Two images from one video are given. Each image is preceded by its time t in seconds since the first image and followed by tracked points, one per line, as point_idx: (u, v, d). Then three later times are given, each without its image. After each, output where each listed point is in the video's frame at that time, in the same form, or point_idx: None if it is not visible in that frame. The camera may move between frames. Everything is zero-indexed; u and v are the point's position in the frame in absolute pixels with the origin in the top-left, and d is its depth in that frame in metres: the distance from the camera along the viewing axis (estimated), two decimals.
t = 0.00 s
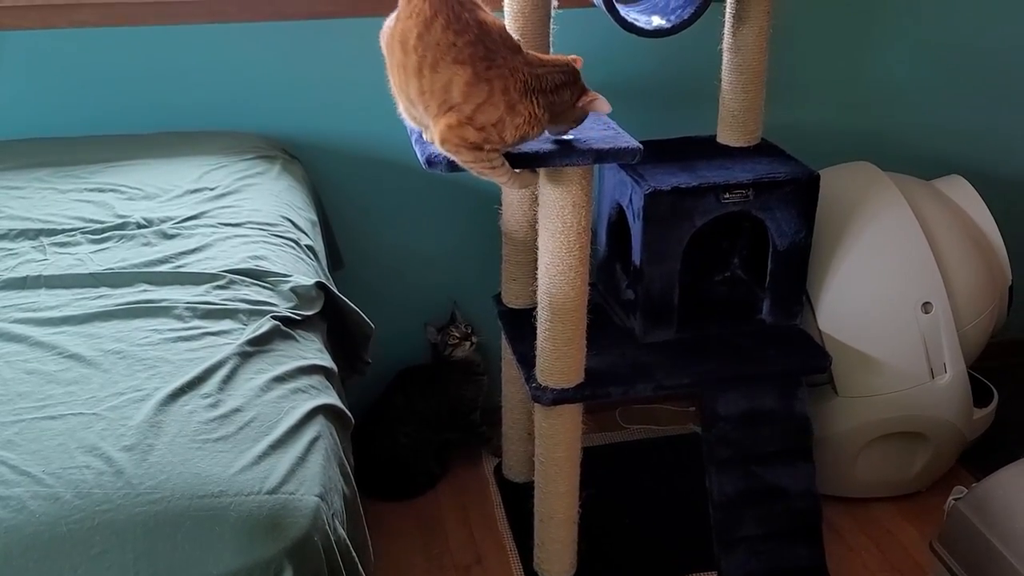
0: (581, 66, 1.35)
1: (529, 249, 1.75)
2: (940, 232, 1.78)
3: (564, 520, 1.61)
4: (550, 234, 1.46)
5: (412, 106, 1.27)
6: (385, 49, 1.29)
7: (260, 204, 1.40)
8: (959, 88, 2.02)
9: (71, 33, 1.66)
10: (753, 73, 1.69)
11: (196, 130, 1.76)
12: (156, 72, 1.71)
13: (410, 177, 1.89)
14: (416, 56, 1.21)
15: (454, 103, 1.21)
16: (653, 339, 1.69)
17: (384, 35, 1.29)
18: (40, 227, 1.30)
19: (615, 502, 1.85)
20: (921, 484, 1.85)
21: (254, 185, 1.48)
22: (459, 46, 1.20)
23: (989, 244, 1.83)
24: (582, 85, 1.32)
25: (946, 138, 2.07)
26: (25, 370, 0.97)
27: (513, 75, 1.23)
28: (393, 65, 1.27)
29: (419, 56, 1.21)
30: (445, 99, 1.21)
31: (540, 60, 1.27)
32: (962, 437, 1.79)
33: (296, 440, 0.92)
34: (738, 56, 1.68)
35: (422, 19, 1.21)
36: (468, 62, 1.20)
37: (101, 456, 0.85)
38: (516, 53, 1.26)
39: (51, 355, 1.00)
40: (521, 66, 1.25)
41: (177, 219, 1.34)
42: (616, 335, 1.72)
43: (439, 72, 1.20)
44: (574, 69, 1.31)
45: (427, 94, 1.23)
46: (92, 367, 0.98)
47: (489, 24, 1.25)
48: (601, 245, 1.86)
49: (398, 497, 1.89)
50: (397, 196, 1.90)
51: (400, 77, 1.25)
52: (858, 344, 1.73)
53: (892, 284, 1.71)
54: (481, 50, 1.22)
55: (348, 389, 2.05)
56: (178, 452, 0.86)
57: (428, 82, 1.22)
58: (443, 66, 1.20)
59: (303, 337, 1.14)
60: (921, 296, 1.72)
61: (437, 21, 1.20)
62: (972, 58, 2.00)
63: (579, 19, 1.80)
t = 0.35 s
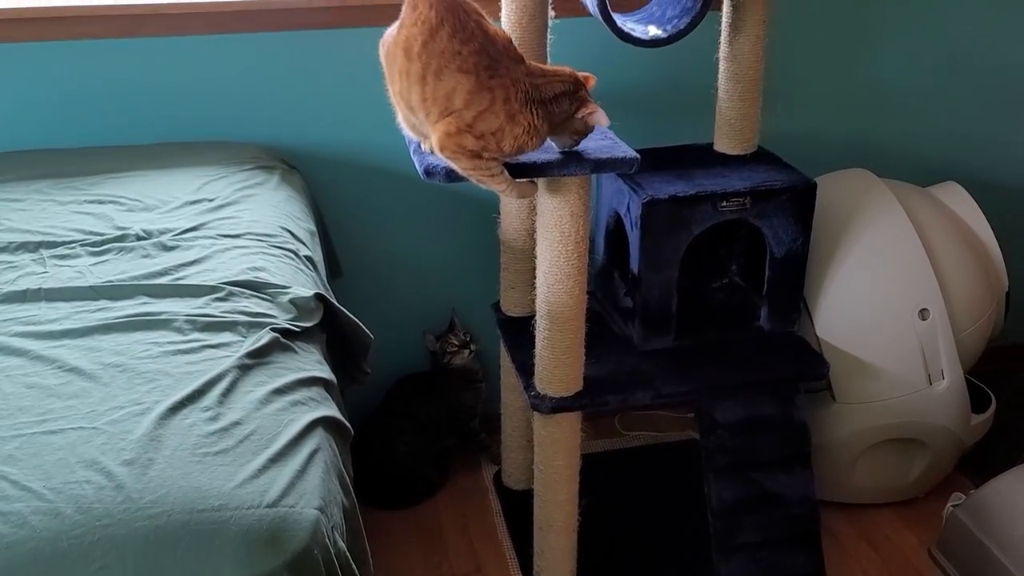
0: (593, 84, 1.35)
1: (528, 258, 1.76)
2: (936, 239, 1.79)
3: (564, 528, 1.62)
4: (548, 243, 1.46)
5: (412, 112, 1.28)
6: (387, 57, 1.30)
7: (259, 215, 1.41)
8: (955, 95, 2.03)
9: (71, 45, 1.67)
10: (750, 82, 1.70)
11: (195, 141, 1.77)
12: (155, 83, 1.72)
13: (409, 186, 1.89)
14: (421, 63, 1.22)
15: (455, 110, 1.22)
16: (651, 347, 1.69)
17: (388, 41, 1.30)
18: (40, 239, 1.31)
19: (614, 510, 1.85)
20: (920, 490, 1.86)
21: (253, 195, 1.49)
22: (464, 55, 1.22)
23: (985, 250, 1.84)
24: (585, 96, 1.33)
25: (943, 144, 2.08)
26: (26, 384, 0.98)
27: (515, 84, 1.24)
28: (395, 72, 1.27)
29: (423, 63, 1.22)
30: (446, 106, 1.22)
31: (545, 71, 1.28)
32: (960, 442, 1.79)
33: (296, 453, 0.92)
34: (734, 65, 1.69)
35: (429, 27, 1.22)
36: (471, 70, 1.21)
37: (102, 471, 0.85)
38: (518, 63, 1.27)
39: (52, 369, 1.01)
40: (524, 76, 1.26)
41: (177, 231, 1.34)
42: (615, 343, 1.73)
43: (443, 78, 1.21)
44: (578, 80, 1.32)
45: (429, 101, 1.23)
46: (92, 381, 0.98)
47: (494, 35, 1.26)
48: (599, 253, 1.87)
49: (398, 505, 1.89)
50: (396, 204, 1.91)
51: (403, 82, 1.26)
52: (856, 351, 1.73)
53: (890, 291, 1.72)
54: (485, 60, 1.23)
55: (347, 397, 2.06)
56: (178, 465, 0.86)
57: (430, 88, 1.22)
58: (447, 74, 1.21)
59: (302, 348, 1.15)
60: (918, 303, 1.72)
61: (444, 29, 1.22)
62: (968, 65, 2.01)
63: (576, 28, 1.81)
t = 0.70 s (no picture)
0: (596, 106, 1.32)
1: (527, 261, 1.76)
2: (935, 242, 1.79)
3: (563, 531, 1.61)
4: (547, 246, 1.46)
5: (406, 113, 1.29)
6: (384, 59, 1.32)
7: (258, 217, 1.41)
8: (953, 98, 2.04)
9: (70, 48, 1.67)
10: (748, 85, 1.70)
11: (194, 144, 1.77)
12: (155, 86, 1.72)
13: (408, 189, 1.90)
14: (412, 64, 1.23)
15: (442, 111, 1.22)
16: (650, 349, 1.69)
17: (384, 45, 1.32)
18: (39, 241, 1.31)
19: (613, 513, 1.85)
20: (920, 493, 1.85)
21: (252, 197, 1.49)
22: (452, 56, 1.22)
23: (984, 253, 1.84)
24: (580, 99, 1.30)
25: (942, 147, 2.08)
26: (24, 384, 0.98)
27: (503, 85, 1.23)
28: (390, 74, 1.29)
29: (414, 65, 1.23)
30: (434, 106, 1.22)
31: (535, 72, 1.26)
32: (960, 445, 1.79)
33: (294, 452, 0.92)
34: (733, 68, 1.69)
35: (420, 29, 1.23)
36: (459, 71, 1.21)
37: (99, 469, 0.85)
38: (508, 64, 1.26)
39: (50, 368, 1.01)
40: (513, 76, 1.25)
41: (176, 232, 1.34)
42: (614, 345, 1.72)
43: (431, 80, 1.22)
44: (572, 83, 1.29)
45: (419, 102, 1.24)
46: (90, 381, 0.98)
47: (486, 37, 1.26)
48: (598, 256, 1.87)
49: (398, 508, 1.89)
50: (395, 208, 1.91)
51: (397, 85, 1.27)
52: (855, 353, 1.73)
53: (888, 293, 1.72)
54: (473, 61, 1.23)
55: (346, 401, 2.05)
56: (176, 464, 0.86)
57: (420, 89, 1.23)
58: (436, 76, 1.21)
59: (301, 349, 1.14)
60: (917, 305, 1.72)
61: (433, 30, 1.22)
62: (966, 68, 2.01)
63: (575, 32, 1.81)
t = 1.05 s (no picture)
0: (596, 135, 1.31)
1: (526, 267, 1.76)
2: (934, 248, 1.79)
3: (562, 537, 1.61)
4: (547, 252, 1.46)
5: (402, 111, 1.30)
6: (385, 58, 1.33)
7: (258, 223, 1.41)
8: (953, 105, 2.04)
9: (71, 54, 1.67)
10: (747, 91, 1.70)
11: (194, 149, 1.77)
12: (155, 92, 1.73)
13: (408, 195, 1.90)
14: (411, 64, 1.24)
15: (431, 107, 1.22)
16: (649, 356, 1.69)
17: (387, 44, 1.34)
18: (39, 247, 1.31)
19: (612, 519, 1.85)
20: (919, 499, 1.85)
21: (252, 203, 1.49)
22: (449, 55, 1.22)
23: (983, 259, 1.84)
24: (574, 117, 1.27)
25: (941, 154, 2.09)
26: (23, 392, 0.98)
27: (495, 86, 1.23)
28: (388, 72, 1.30)
29: (412, 63, 1.24)
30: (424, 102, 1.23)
31: (531, 81, 1.25)
32: (958, 452, 1.79)
33: (293, 460, 0.92)
34: (732, 75, 1.70)
35: (420, 29, 1.24)
36: (454, 69, 1.22)
37: (98, 478, 0.85)
38: (506, 68, 1.26)
39: (49, 376, 1.01)
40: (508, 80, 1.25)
41: (176, 239, 1.34)
42: (613, 351, 1.73)
43: (427, 77, 1.23)
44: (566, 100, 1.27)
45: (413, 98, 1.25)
46: (89, 388, 0.98)
47: (486, 41, 1.27)
48: (598, 262, 1.88)
49: (397, 514, 1.88)
50: (394, 213, 1.91)
51: (394, 81, 1.29)
52: (853, 360, 1.73)
53: (887, 299, 1.72)
54: (470, 62, 1.23)
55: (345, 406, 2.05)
56: (175, 472, 0.86)
57: (415, 86, 1.24)
58: (432, 74, 1.22)
59: (300, 356, 1.14)
60: (916, 311, 1.72)
61: (434, 31, 1.23)
62: (964, 75, 2.02)
63: (574, 38, 1.82)
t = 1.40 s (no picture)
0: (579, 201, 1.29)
1: (525, 274, 1.77)
2: (931, 255, 1.80)
3: (560, 544, 1.62)
4: (545, 259, 1.47)
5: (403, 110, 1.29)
6: (386, 70, 1.32)
7: (256, 230, 1.42)
8: (950, 112, 2.05)
9: (70, 62, 1.68)
10: (745, 99, 1.71)
11: (193, 156, 1.78)
12: (154, 99, 1.73)
13: (407, 201, 1.90)
14: (417, 73, 1.23)
15: (429, 108, 1.19)
16: (648, 362, 1.69)
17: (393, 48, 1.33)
18: (38, 255, 1.31)
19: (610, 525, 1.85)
20: (917, 506, 1.86)
21: (251, 211, 1.49)
22: (456, 66, 1.21)
23: (980, 266, 1.85)
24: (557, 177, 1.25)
25: (938, 161, 2.09)
26: (22, 401, 0.98)
27: (499, 106, 1.20)
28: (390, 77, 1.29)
29: (418, 72, 1.23)
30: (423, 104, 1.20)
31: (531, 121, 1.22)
32: (956, 458, 1.79)
33: (291, 469, 0.92)
34: (730, 83, 1.70)
35: (430, 41, 1.23)
36: (459, 80, 1.20)
37: (97, 488, 0.85)
38: (511, 86, 1.24)
39: (48, 385, 1.01)
40: (513, 102, 1.22)
41: (175, 247, 1.35)
42: (611, 358, 1.73)
43: (431, 85, 1.21)
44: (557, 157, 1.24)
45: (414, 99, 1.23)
46: (88, 398, 0.98)
47: (498, 60, 1.25)
48: (596, 268, 1.88)
49: (395, 520, 1.88)
50: (393, 220, 1.91)
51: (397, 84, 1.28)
52: (851, 366, 1.74)
53: (885, 306, 1.73)
54: (477, 78, 1.20)
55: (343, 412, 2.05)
56: (174, 482, 0.86)
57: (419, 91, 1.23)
58: (436, 83, 1.21)
59: (299, 365, 1.15)
60: (913, 318, 1.73)
61: (445, 44, 1.22)
62: (961, 82, 2.02)
63: (572, 46, 1.82)
